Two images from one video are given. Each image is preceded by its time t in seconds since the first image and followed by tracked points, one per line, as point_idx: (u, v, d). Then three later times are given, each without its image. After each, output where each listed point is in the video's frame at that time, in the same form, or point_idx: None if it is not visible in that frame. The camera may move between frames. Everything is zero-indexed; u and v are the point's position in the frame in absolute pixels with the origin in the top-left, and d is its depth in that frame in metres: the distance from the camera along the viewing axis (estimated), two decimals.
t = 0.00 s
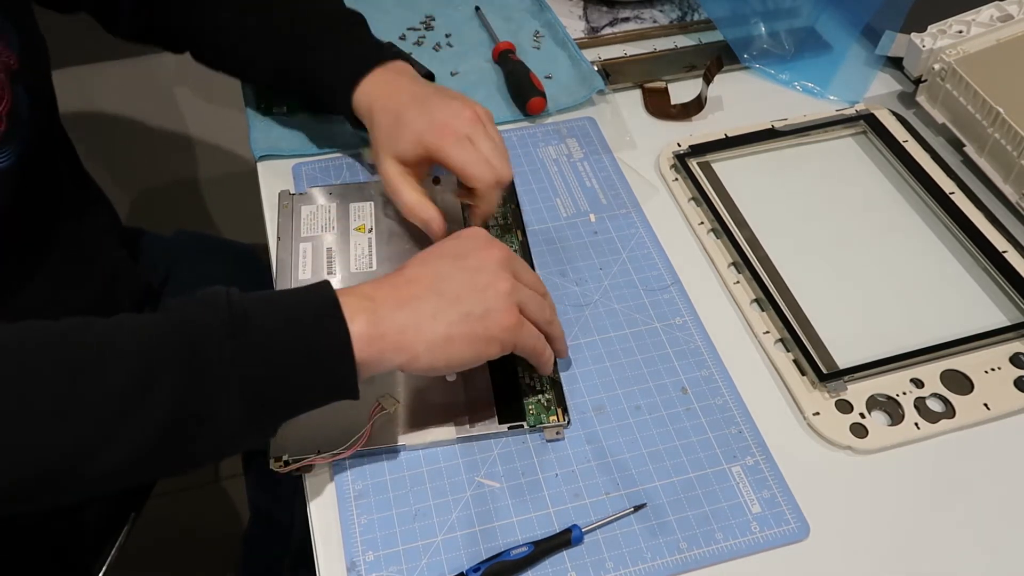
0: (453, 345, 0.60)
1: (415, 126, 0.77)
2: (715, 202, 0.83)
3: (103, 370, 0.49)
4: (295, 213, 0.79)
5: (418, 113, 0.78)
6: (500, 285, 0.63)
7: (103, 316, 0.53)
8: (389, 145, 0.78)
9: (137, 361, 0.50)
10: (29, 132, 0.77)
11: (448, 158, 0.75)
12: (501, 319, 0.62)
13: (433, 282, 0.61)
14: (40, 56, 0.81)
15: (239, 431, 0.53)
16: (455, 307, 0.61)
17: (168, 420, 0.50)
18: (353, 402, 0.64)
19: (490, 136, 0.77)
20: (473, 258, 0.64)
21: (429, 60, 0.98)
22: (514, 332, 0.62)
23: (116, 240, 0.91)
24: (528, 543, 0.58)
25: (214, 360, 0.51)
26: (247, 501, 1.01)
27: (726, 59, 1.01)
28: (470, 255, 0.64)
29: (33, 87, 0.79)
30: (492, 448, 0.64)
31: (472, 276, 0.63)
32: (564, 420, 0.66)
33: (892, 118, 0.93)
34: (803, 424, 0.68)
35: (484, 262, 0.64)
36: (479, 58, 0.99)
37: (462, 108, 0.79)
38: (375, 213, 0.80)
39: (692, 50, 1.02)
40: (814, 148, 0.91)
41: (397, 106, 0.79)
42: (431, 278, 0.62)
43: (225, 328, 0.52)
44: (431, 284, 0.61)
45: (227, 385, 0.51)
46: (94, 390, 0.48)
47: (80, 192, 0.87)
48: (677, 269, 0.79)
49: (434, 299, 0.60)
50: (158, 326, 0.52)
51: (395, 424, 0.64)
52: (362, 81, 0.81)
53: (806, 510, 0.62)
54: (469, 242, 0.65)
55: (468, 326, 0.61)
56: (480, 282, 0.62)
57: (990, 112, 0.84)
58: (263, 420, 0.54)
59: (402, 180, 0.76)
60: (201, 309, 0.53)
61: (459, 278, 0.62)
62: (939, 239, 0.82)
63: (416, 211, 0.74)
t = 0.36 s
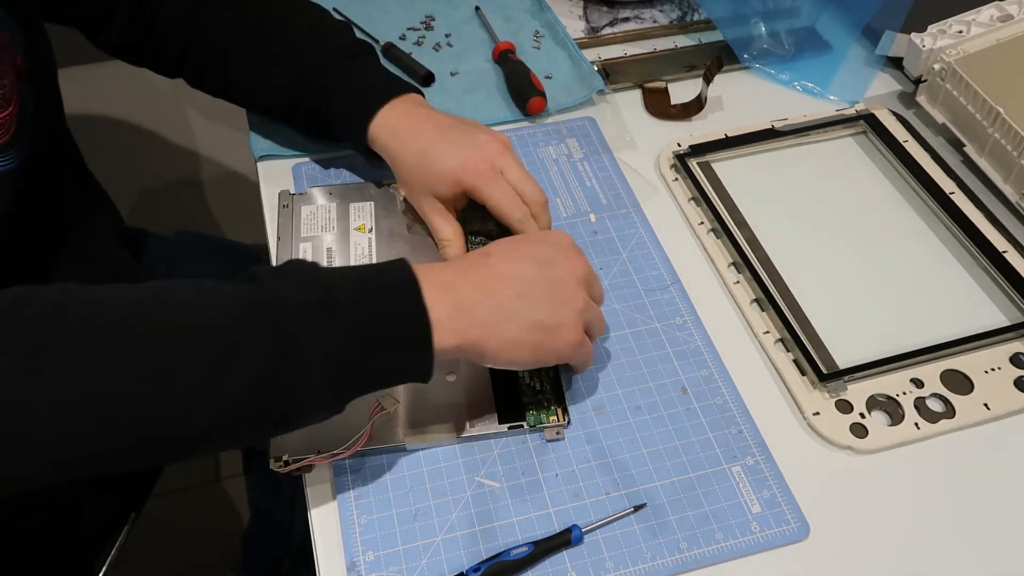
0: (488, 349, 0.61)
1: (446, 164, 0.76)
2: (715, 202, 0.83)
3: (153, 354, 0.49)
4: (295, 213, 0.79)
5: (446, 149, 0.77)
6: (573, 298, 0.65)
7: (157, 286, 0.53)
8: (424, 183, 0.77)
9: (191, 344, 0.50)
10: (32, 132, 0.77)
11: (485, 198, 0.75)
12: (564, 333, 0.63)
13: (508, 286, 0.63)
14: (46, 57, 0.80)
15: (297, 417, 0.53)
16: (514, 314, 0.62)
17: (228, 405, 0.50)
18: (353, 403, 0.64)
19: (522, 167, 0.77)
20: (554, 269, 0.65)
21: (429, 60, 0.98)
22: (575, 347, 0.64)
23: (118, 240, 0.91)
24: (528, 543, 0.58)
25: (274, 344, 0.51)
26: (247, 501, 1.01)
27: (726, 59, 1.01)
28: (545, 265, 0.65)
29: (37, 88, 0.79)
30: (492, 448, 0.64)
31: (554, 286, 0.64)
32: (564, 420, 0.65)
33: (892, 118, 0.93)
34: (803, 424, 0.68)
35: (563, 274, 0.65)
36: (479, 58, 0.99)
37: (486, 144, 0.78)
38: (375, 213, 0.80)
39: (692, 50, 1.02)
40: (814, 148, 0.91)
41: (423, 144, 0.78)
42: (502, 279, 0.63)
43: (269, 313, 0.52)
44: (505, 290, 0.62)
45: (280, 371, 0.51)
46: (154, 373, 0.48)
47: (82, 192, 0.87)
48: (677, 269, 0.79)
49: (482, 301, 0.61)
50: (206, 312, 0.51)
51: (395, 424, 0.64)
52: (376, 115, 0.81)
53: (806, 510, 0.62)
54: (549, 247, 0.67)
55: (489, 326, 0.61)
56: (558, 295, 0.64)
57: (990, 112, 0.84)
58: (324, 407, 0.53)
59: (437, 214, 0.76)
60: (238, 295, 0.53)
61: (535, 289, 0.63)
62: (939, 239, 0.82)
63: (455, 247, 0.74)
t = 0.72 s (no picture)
0: (495, 355, 0.61)
1: (459, 164, 0.76)
2: (715, 202, 0.83)
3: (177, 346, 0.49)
4: (295, 213, 0.79)
5: (458, 150, 0.77)
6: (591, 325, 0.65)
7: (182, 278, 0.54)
8: (433, 182, 0.77)
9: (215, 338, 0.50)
10: (34, 133, 0.77)
11: (497, 201, 0.75)
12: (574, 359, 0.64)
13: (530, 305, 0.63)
14: (48, 58, 0.80)
15: (319, 413, 0.53)
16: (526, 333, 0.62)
17: (251, 399, 0.51)
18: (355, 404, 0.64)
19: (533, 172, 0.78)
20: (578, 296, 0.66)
21: (429, 60, 0.98)
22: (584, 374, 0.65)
23: (119, 239, 0.91)
24: (528, 544, 0.58)
25: (297, 339, 0.52)
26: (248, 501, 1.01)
27: (726, 59, 1.01)
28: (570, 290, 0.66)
29: (39, 89, 0.79)
30: (493, 448, 0.64)
31: (574, 313, 0.65)
32: (564, 420, 0.65)
33: (892, 118, 0.93)
34: (803, 424, 0.68)
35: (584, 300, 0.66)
36: (479, 59, 0.99)
37: (498, 148, 0.78)
38: (375, 213, 0.80)
39: (692, 50, 1.02)
40: (814, 148, 0.91)
41: (435, 143, 0.78)
42: (521, 293, 0.63)
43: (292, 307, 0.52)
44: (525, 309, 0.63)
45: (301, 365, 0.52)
46: (177, 366, 0.49)
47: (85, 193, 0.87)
48: (677, 269, 0.79)
49: (494, 311, 0.61)
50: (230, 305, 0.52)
51: (395, 425, 0.64)
52: (388, 111, 0.80)
53: (806, 510, 0.62)
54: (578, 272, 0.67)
55: (494, 328, 0.61)
56: (576, 323, 0.65)
57: (990, 112, 0.84)
58: (345, 403, 0.54)
59: (443, 214, 0.76)
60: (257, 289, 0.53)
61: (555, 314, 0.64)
62: (939, 239, 0.82)
63: (459, 249, 0.74)
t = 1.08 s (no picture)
0: (501, 357, 0.62)
1: (459, 163, 0.76)
2: (715, 202, 0.83)
3: (183, 346, 0.49)
4: (295, 213, 0.79)
5: (459, 149, 0.77)
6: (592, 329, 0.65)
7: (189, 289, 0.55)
8: (435, 182, 0.77)
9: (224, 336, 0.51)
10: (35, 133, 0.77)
11: (499, 201, 0.75)
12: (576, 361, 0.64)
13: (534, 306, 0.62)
14: (48, 58, 0.80)
15: (323, 413, 0.53)
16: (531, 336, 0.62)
17: (254, 399, 0.51)
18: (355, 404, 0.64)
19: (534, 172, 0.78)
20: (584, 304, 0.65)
21: (428, 60, 0.98)
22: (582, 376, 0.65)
23: (120, 239, 0.91)
24: (528, 543, 0.58)
25: (302, 340, 0.52)
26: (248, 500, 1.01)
27: (726, 59, 1.01)
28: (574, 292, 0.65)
29: (39, 89, 0.79)
30: (492, 448, 0.64)
31: (579, 317, 0.65)
32: (564, 421, 0.66)
33: (892, 118, 0.93)
34: (803, 424, 0.68)
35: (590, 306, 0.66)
36: (479, 59, 0.99)
37: (500, 150, 0.79)
38: (375, 213, 0.80)
39: (692, 50, 1.02)
40: (814, 148, 0.91)
41: (436, 143, 0.78)
42: (527, 296, 0.63)
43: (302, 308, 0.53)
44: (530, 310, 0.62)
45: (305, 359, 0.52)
46: (178, 365, 0.49)
47: (87, 194, 0.87)
48: (677, 269, 0.79)
49: (500, 313, 0.61)
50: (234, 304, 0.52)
51: (396, 424, 0.64)
52: (388, 109, 0.80)
53: (806, 510, 0.62)
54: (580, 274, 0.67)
55: (500, 331, 0.61)
56: (581, 326, 0.64)
57: (990, 112, 0.84)
58: (349, 403, 0.54)
59: (444, 214, 0.76)
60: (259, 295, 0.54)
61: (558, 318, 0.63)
62: (939, 240, 0.82)
63: (458, 249, 0.74)
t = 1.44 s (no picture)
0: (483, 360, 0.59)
1: (470, 131, 0.75)
2: (715, 202, 0.83)
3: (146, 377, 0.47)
4: (295, 213, 0.79)
5: (468, 117, 0.77)
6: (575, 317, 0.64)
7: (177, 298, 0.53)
8: (447, 151, 0.76)
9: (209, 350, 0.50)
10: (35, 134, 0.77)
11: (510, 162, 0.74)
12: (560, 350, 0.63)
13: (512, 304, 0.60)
14: (46, 59, 0.80)
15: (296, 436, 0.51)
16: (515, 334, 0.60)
17: (225, 427, 0.49)
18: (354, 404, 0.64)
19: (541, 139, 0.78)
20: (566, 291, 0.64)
21: (428, 60, 0.98)
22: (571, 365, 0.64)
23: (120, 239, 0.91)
24: (528, 543, 0.58)
25: (270, 361, 0.50)
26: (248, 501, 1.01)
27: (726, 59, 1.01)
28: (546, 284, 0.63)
29: (39, 89, 0.79)
30: (492, 448, 0.64)
31: (557, 305, 0.62)
32: (563, 421, 0.66)
33: (892, 118, 0.93)
34: (803, 423, 0.68)
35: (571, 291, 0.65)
36: (479, 59, 0.99)
37: (508, 115, 0.78)
38: (375, 214, 0.80)
39: (692, 50, 1.02)
40: (813, 148, 0.91)
41: (444, 115, 0.78)
42: (500, 295, 0.60)
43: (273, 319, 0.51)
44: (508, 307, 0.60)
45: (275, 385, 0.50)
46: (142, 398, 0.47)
47: (86, 195, 0.87)
48: (677, 270, 0.79)
49: (475, 316, 0.58)
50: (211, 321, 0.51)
51: (395, 425, 0.64)
52: (388, 93, 0.81)
53: (806, 510, 0.62)
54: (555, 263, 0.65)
55: (478, 333, 0.58)
56: (560, 314, 0.63)
57: (990, 112, 0.84)
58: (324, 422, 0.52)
59: (457, 182, 0.74)
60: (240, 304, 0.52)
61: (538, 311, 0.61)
62: (939, 240, 0.82)
63: (474, 211, 0.71)
